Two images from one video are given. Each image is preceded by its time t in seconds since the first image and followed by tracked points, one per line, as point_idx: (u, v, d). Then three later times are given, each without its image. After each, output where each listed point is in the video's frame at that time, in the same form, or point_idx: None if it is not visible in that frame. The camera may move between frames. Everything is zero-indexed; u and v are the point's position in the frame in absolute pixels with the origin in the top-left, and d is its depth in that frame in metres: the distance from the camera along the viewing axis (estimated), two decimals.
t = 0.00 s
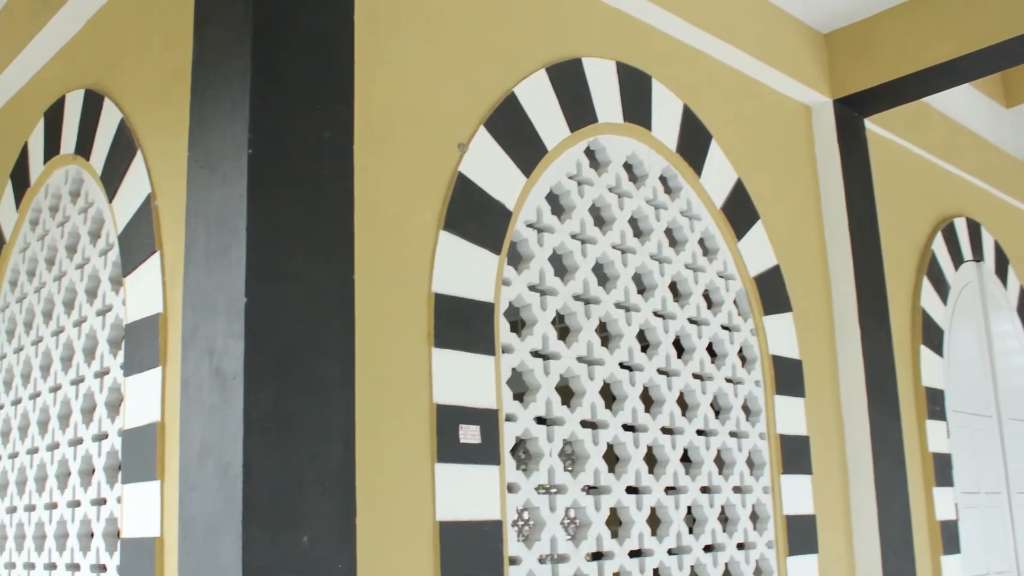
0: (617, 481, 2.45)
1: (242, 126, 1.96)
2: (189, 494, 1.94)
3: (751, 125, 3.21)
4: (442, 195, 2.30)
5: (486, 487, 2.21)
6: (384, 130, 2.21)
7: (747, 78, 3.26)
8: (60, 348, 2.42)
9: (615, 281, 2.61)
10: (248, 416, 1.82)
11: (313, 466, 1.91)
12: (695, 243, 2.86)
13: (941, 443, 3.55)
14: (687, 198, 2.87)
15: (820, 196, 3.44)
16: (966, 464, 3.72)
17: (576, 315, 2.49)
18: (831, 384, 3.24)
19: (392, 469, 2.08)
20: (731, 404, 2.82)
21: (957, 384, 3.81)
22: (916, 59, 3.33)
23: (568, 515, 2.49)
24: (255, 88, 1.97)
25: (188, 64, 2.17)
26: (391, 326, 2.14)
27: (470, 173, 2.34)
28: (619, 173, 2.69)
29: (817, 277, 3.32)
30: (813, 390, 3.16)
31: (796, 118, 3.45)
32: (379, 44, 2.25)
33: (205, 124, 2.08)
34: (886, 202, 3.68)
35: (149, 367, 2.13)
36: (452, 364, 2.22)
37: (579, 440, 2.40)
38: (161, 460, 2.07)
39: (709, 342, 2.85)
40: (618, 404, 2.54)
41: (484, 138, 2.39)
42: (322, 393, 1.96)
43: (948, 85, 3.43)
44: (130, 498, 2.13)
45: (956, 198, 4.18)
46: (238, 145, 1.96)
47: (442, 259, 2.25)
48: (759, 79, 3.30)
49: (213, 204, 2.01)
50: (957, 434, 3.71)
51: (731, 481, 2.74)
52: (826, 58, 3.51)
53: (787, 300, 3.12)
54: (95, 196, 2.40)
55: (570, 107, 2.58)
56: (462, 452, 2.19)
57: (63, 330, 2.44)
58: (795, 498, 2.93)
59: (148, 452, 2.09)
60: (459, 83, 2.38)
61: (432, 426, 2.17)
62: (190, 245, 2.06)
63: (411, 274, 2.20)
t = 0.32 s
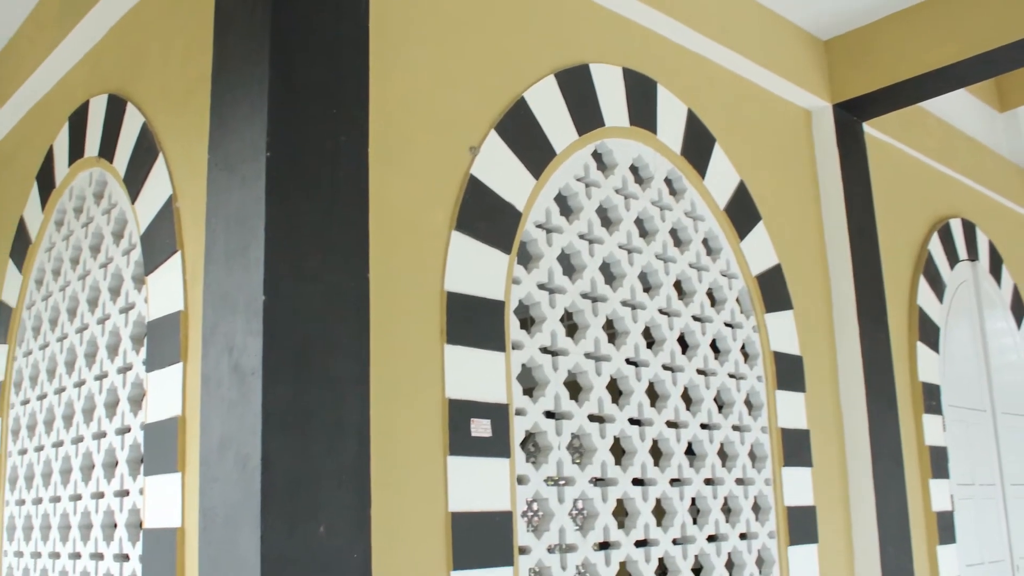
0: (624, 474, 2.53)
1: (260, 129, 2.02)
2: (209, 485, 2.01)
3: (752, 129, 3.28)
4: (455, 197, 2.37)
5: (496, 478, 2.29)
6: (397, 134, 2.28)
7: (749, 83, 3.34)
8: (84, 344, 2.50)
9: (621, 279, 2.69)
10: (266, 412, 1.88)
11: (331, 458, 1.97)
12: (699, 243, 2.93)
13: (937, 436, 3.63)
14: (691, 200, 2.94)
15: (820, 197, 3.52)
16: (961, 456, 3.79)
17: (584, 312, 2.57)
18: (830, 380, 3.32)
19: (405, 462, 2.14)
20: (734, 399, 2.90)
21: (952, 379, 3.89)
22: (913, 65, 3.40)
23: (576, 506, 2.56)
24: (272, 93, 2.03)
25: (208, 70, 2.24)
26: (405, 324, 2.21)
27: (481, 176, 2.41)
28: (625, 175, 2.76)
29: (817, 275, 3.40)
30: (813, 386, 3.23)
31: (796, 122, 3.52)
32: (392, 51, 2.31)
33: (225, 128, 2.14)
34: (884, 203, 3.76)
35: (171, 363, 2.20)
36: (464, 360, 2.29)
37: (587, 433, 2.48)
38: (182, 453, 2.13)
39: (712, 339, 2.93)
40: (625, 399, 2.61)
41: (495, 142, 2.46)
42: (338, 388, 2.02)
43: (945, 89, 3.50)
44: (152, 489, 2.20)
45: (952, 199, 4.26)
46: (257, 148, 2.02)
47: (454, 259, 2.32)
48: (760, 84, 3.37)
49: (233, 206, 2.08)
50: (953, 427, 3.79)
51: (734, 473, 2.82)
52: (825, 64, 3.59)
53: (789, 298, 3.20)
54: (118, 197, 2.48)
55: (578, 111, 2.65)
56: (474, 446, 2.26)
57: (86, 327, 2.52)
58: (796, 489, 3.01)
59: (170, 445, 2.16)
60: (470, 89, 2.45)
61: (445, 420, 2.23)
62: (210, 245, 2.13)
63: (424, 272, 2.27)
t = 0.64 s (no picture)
0: (629, 467, 2.60)
1: (277, 133, 2.08)
2: (228, 478, 2.07)
3: (754, 132, 3.35)
4: (465, 198, 2.44)
5: (506, 471, 2.35)
6: (409, 137, 2.34)
7: (750, 87, 3.40)
8: (106, 341, 2.58)
9: (627, 278, 2.75)
10: (283, 408, 1.93)
11: (347, 452, 2.03)
12: (703, 243, 3.00)
13: (933, 431, 3.70)
14: (695, 201, 3.01)
15: (820, 199, 3.59)
16: (957, 451, 3.87)
17: (591, 310, 2.64)
18: (829, 377, 3.39)
19: (417, 456, 2.20)
20: (736, 395, 2.96)
21: (948, 375, 3.96)
22: (911, 70, 3.46)
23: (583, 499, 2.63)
24: (288, 98, 2.09)
25: (226, 77, 2.31)
26: (417, 322, 2.27)
27: (491, 178, 2.48)
28: (631, 177, 2.83)
29: (817, 274, 3.47)
30: (813, 382, 3.30)
31: (796, 126, 3.59)
32: (403, 57, 2.38)
33: (242, 133, 2.21)
34: (882, 205, 3.83)
35: (190, 359, 2.27)
36: (474, 357, 2.35)
37: (594, 428, 2.55)
38: (201, 447, 2.19)
39: (715, 337, 3.00)
40: (631, 394, 2.68)
41: (504, 145, 2.53)
42: (353, 384, 2.07)
43: (942, 94, 3.56)
44: (171, 482, 2.26)
45: (948, 201, 4.33)
46: (273, 151, 2.08)
47: (464, 259, 2.39)
48: (761, 88, 3.43)
49: (250, 208, 2.13)
50: (949, 422, 3.86)
51: (736, 466, 2.89)
52: (825, 70, 3.66)
53: (789, 297, 3.27)
54: (139, 199, 2.56)
55: (585, 115, 2.73)
56: (484, 440, 2.32)
57: (108, 325, 2.60)
58: (796, 483, 3.07)
59: (189, 439, 2.22)
60: (479, 95, 2.52)
61: (456, 415, 2.29)
62: (228, 245, 2.20)
63: (435, 272, 2.34)
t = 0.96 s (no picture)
0: (634, 461, 2.66)
1: (290, 136, 2.13)
2: (243, 472, 2.12)
3: (755, 134, 3.42)
4: (474, 199, 2.50)
5: (513, 465, 2.41)
6: (420, 140, 2.40)
7: (751, 91, 3.47)
8: (125, 339, 2.65)
9: (631, 278, 2.82)
10: (297, 403, 1.98)
11: (358, 446, 2.08)
12: (705, 243, 3.07)
13: (930, 426, 3.76)
14: (698, 203, 3.08)
15: (819, 200, 3.65)
16: (953, 445, 3.93)
17: (596, 309, 2.70)
18: (829, 373, 3.45)
19: (427, 450, 2.26)
20: (738, 390, 3.03)
21: (945, 372, 4.02)
22: (908, 74, 3.53)
23: (589, 492, 2.70)
24: (302, 102, 2.14)
25: (241, 81, 2.38)
26: (427, 320, 2.33)
27: (499, 180, 2.54)
28: (635, 179, 2.90)
29: (817, 273, 3.53)
30: (813, 379, 3.36)
31: (796, 128, 3.66)
32: (414, 63, 2.44)
33: (256, 136, 2.27)
34: (880, 206, 3.89)
35: (206, 356, 2.33)
36: (482, 354, 2.41)
37: (599, 423, 2.61)
38: (216, 442, 2.25)
39: (717, 334, 3.06)
40: (635, 390, 2.74)
41: (511, 148, 2.59)
42: (365, 381, 2.13)
43: (939, 98, 3.63)
44: (188, 475, 2.33)
45: (945, 201, 4.40)
46: (287, 154, 2.13)
47: (473, 258, 2.45)
48: (762, 92, 3.49)
49: (265, 209, 2.19)
50: (945, 418, 3.93)
51: (738, 460, 2.95)
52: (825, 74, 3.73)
53: (789, 296, 3.34)
54: (156, 200, 2.63)
55: (591, 118, 2.79)
56: (492, 435, 2.38)
57: (127, 323, 2.68)
58: (796, 477, 3.14)
59: (205, 434, 2.28)
60: (486, 99, 2.58)
61: (465, 411, 2.35)
62: (243, 245, 2.26)
63: (444, 271, 2.39)
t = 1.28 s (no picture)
0: (638, 456, 2.72)
1: (301, 139, 2.18)
2: (256, 466, 2.17)
3: (756, 136, 3.47)
4: (482, 200, 2.55)
5: (519, 459, 2.47)
6: (429, 142, 2.46)
7: (753, 94, 3.52)
8: (140, 336, 2.71)
9: (635, 277, 2.87)
10: (308, 399, 2.03)
11: (368, 442, 2.13)
12: (708, 243, 3.12)
13: (927, 421, 3.82)
14: (700, 203, 3.13)
15: (819, 200, 3.71)
16: (950, 440, 3.98)
17: (601, 307, 2.76)
18: (828, 370, 3.51)
19: (435, 446, 2.31)
20: (739, 387, 3.09)
21: (942, 369, 4.08)
22: (905, 78, 3.58)
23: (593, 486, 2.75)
24: (313, 106, 2.19)
25: (253, 85, 2.43)
26: (435, 318, 2.38)
27: (506, 181, 2.59)
28: (639, 180, 2.96)
29: (817, 272, 3.59)
30: (813, 376, 3.41)
31: (796, 131, 3.72)
32: (422, 67, 2.49)
33: (268, 138, 2.32)
34: (879, 207, 3.95)
35: (219, 353, 2.38)
36: (489, 351, 2.46)
37: (604, 419, 2.67)
38: (229, 438, 2.30)
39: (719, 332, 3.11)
40: (639, 387, 2.80)
41: (518, 150, 2.64)
42: (375, 377, 2.18)
43: (935, 101, 3.68)
44: (201, 470, 2.38)
45: (942, 202, 4.45)
46: (298, 156, 2.18)
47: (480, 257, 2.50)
48: (763, 95, 3.55)
49: (277, 210, 2.24)
50: (943, 414, 3.98)
51: (740, 455, 3.01)
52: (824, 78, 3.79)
53: (790, 295, 3.39)
54: (170, 200, 2.69)
55: (596, 121, 2.85)
56: (498, 431, 2.43)
57: (142, 321, 2.74)
58: (796, 472, 3.19)
59: (218, 430, 2.33)
60: (493, 102, 2.63)
61: (472, 407, 2.40)
62: (255, 245, 2.31)
63: (452, 270, 2.45)
